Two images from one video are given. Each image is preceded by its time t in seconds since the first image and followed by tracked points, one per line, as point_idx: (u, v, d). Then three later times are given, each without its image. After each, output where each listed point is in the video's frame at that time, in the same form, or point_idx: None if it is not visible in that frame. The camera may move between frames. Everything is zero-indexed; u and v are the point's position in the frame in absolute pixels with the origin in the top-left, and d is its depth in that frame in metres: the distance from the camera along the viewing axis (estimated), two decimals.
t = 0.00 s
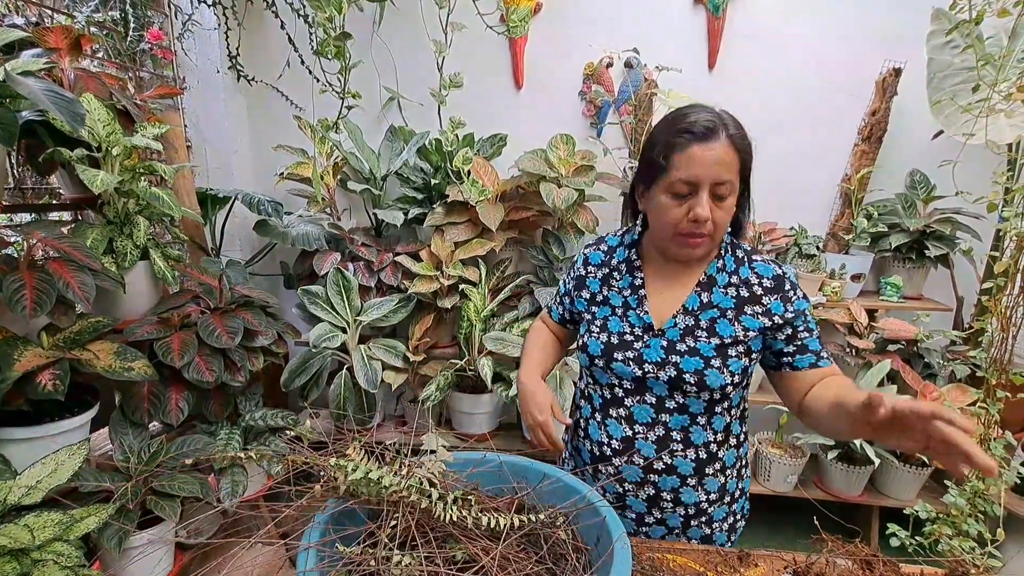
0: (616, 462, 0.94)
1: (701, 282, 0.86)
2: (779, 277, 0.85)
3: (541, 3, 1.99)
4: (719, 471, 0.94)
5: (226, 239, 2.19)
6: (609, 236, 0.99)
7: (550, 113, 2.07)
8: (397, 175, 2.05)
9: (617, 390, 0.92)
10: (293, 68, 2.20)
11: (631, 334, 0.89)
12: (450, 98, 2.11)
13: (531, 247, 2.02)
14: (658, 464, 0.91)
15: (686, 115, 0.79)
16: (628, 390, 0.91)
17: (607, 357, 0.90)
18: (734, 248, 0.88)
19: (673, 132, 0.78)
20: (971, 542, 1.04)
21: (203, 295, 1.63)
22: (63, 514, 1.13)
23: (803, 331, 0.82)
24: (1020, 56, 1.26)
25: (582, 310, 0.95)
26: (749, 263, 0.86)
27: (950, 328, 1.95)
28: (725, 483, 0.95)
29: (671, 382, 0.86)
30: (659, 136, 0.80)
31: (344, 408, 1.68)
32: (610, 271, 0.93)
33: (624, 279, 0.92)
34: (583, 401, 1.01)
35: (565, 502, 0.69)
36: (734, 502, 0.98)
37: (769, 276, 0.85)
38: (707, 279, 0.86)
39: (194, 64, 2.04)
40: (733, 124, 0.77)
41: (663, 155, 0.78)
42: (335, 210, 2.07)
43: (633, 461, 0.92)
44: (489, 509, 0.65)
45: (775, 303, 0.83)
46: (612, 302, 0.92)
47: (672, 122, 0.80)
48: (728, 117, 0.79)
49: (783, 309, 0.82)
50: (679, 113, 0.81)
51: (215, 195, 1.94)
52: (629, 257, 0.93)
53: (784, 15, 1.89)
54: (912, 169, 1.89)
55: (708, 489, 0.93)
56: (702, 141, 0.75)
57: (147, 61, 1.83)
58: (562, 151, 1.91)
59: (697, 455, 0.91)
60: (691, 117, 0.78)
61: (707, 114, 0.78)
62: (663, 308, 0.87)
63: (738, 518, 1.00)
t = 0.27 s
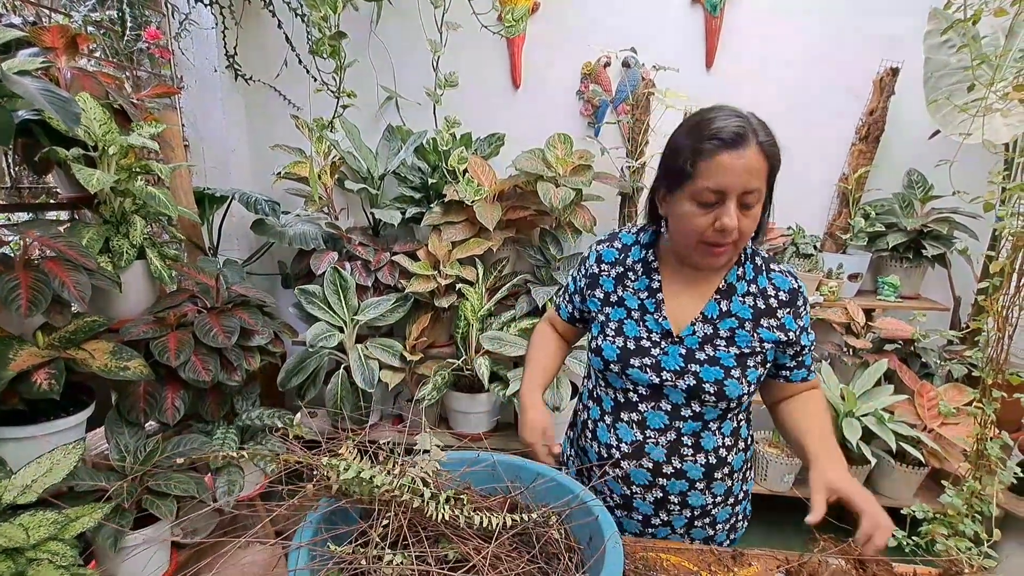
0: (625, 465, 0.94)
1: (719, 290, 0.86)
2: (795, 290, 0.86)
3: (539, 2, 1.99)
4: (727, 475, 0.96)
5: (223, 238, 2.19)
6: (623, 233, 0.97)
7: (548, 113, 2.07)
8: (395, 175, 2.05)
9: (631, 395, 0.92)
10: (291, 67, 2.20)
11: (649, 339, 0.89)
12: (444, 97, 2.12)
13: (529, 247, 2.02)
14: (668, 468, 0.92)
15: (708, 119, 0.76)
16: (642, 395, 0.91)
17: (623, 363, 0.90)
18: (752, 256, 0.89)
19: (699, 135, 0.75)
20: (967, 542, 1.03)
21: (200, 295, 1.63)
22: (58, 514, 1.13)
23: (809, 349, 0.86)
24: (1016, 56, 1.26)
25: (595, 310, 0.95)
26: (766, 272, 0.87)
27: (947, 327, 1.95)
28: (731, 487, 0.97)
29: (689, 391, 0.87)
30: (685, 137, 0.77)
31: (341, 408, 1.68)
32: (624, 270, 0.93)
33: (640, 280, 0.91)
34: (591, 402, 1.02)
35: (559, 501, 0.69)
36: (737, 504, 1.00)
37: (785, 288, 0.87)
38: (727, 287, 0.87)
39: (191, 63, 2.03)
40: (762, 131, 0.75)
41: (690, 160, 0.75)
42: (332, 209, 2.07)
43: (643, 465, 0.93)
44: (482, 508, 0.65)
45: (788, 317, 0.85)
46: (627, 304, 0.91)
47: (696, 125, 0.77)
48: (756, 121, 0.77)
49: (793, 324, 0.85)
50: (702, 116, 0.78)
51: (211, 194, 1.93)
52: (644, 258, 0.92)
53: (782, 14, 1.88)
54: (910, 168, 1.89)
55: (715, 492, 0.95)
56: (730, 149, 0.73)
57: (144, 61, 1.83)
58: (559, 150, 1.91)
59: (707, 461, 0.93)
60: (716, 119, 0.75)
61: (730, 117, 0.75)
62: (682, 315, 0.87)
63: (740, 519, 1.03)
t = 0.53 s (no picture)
0: (632, 464, 0.95)
1: (724, 293, 0.87)
2: (795, 293, 0.86)
3: None
4: (731, 471, 0.97)
5: (219, 237, 2.19)
6: (628, 230, 0.95)
7: (544, 111, 2.07)
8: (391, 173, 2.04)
9: (639, 396, 0.93)
10: (287, 65, 2.19)
11: (657, 342, 0.89)
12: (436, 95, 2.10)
13: (524, 245, 2.02)
14: (676, 467, 0.93)
15: (727, 121, 0.76)
16: (651, 397, 0.92)
17: (632, 366, 0.90)
18: (755, 258, 0.89)
19: (724, 136, 0.74)
20: (960, 540, 1.03)
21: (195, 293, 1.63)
22: (51, 511, 1.13)
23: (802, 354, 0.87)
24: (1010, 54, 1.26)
25: (601, 310, 0.93)
26: (768, 275, 0.87)
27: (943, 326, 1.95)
28: (734, 482, 0.99)
29: (698, 394, 0.88)
30: (705, 139, 0.77)
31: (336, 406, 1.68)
32: (631, 269, 0.91)
33: (647, 280, 0.90)
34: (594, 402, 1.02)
35: (548, 499, 0.68)
36: (739, 499, 1.02)
37: (785, 292, 0.86)
38: (731, 289, 0.87)
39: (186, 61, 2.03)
40: (786, 136, 0.75)
41: (717, 160, 0.74)
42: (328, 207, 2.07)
43: (650, 464, 0.94)
44: (471, 506, 0.65)
45: (790, 320, 0.86)
46: (635, 305, 0.91)
47: (715, 127, 0.76)
48: (778, 125, 0.77)
49: (796, 326, 0.86)
50: (718, 116, 0.78)
51: (207, 193, 1.93)
52: (652, 258, 0.91)
53: (779, 13, 1.88)
54: (906, 167, 1.89)
55: (719, 488, 0.97)
56: (756, 152, 0.72)
57: (140, 59, 1.83)
58: (555, 149, 1.91)
59: (713, 458, 0.94)
60: (735, 121, 0.75)
61: (749, 120, 0.75)
62: (689, 317, 0.88)
63: (741, 513, 1.05)
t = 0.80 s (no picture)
0: (635, 462, 0.94)
1: (724, 292, 0.89)
2: (787, 290, 0.91)
3: None
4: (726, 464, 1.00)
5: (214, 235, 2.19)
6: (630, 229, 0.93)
7: (539, 110, 2.07)
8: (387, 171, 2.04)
9: (646, 398, 0.93)
10: (282, 64, 2.19)
11: (666, 344, 0.89)
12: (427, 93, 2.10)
13: (520, 244, 2.02)
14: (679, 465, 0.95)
15: (726, 120, 0.76)
16: (657, 398, 0.93)
17: (643, 369, 0.89)
18: (749, 257, 0.92)
19: (724, 133, 0.75)
20: (949, 538, 1.04)
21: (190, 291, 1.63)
22: (44, 508, 1.13)
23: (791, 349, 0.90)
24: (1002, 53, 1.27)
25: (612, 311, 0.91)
26: (762, 273, 0.91)
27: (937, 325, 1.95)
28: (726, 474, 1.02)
29: (704, 394, 0.90)
30: (704, 138, 0.77)
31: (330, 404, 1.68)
32: (641, 267, 0.90)
33: (655, 279, 0.89)
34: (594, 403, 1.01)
35: (536, 495, 0.69)
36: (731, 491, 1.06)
37: (778, 289, 0.91)
38: (729, 288, 0.89)
39: (181, 60, 2.03)
40: (787, 136, 0.75)
41: (720, 157, 0.74)
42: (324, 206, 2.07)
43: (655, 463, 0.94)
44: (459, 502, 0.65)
45: (783, 315, 0.90)
46: (645, 304, 0.89)
47: (714, 126, 0.77)
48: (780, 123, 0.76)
49: (788, 322, 0.90)
50: (716, 115, 0.78)
51: (203, 191, 1.92)
52: (658, 257, 0.91)
53: (773, 13, 1.89)
54: (900, 166, 1.89)
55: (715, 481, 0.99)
56: (758, 149, 0.73)
57: (137, 58, 1.83)
58: (550, 148, 1.92)
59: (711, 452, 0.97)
60: (734, 119, 0.75)
61: (747, 118, 0.75)
62: (695, 316, 0.89)
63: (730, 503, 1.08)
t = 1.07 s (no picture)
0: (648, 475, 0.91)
1: (722, 293, 0.89)
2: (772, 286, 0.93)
3: None
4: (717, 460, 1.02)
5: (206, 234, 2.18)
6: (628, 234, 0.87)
7: (532, 108, 2.07)
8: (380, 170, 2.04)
9: (660, 412, 0.89)
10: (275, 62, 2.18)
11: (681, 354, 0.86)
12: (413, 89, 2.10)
13: (512, 243, 2.02)
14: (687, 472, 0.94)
15: (717, 113, 0.76)
16: (671, 412, 0.89)
17: (662, 383, 0.86)
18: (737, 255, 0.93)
19: (714, 126, 0.75)
20: (933, 533, 1.05)
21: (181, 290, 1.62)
22: (33, 505, 1.12)
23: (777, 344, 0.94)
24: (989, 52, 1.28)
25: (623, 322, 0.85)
26: (751, 271, 0.93)
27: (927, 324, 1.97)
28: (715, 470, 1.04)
29: (716, 401, 0.89)
30: (695, 133, 0.77)
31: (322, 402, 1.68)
32: (647, 274, 0.85)
33: (664, 286, 0.86)
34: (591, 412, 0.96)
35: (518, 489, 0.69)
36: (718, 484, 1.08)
37: (765, 286, 0.93)
38: (725, 289, 0.89)
39: (173, 57, 2.03)
40: (779, 129, 0.75)
41: (712, 147, 0.74)
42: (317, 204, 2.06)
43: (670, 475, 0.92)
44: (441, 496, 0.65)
45: (773, 312, 0.93)
46: (656, 314, 0.85)
47: (705, 121, 0.76)
48: (774, 120, 0.76)
49: (777, 318, 0.94)
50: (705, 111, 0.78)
51: (195, 189, 1.92)
52: (661, 262, 0.87)
53: (764, 12, 1.89)
54: (891, 165, 1.90)
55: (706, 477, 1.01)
56: (752, 140, 0.73)
57: (129, 56, 1.82)
58: (543, 146, 1.92)
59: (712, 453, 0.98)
60: (726, 112, 0.75)
61: (738, 112, 0.75)
62: (700, 322, 0.88)
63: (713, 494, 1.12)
